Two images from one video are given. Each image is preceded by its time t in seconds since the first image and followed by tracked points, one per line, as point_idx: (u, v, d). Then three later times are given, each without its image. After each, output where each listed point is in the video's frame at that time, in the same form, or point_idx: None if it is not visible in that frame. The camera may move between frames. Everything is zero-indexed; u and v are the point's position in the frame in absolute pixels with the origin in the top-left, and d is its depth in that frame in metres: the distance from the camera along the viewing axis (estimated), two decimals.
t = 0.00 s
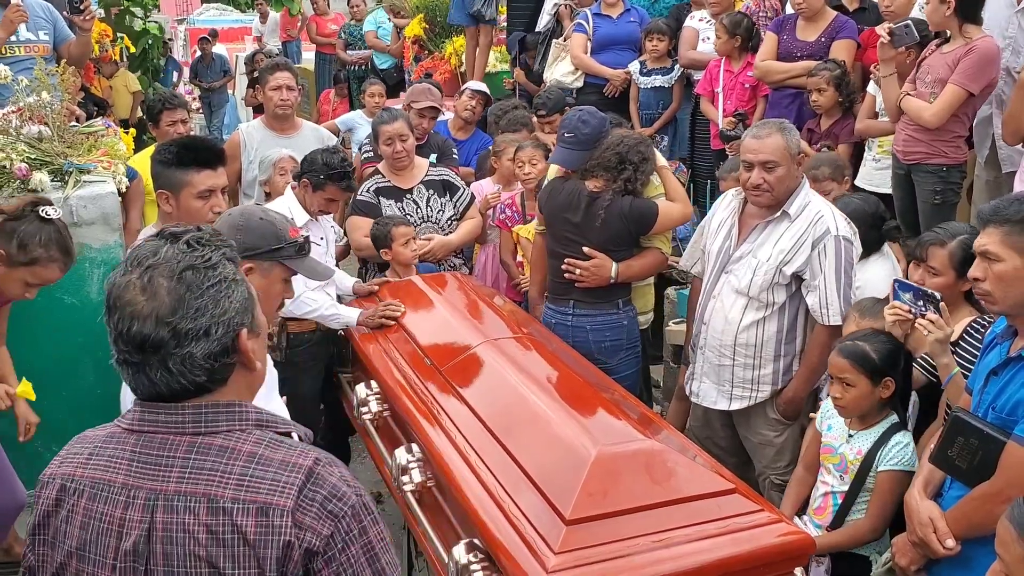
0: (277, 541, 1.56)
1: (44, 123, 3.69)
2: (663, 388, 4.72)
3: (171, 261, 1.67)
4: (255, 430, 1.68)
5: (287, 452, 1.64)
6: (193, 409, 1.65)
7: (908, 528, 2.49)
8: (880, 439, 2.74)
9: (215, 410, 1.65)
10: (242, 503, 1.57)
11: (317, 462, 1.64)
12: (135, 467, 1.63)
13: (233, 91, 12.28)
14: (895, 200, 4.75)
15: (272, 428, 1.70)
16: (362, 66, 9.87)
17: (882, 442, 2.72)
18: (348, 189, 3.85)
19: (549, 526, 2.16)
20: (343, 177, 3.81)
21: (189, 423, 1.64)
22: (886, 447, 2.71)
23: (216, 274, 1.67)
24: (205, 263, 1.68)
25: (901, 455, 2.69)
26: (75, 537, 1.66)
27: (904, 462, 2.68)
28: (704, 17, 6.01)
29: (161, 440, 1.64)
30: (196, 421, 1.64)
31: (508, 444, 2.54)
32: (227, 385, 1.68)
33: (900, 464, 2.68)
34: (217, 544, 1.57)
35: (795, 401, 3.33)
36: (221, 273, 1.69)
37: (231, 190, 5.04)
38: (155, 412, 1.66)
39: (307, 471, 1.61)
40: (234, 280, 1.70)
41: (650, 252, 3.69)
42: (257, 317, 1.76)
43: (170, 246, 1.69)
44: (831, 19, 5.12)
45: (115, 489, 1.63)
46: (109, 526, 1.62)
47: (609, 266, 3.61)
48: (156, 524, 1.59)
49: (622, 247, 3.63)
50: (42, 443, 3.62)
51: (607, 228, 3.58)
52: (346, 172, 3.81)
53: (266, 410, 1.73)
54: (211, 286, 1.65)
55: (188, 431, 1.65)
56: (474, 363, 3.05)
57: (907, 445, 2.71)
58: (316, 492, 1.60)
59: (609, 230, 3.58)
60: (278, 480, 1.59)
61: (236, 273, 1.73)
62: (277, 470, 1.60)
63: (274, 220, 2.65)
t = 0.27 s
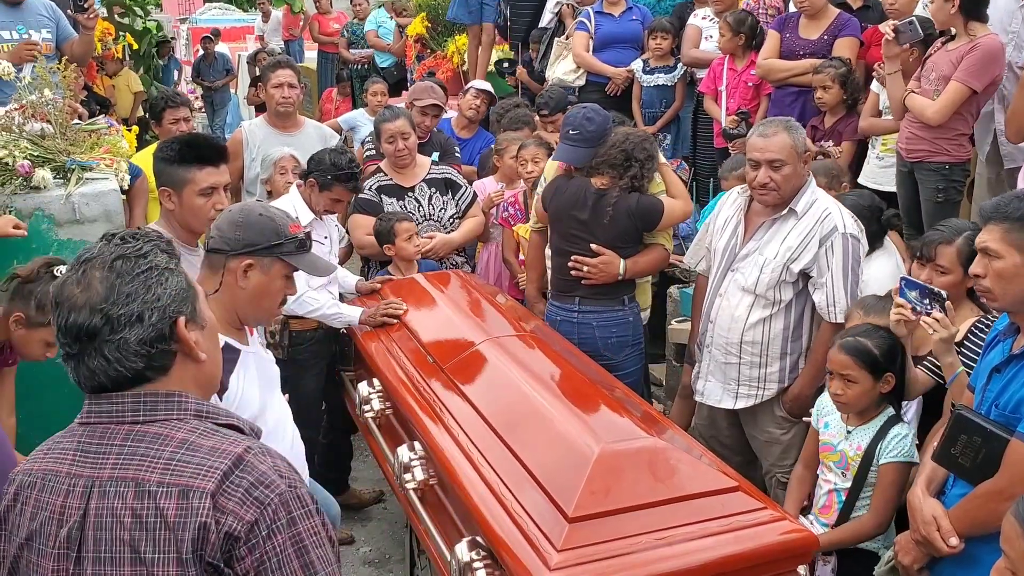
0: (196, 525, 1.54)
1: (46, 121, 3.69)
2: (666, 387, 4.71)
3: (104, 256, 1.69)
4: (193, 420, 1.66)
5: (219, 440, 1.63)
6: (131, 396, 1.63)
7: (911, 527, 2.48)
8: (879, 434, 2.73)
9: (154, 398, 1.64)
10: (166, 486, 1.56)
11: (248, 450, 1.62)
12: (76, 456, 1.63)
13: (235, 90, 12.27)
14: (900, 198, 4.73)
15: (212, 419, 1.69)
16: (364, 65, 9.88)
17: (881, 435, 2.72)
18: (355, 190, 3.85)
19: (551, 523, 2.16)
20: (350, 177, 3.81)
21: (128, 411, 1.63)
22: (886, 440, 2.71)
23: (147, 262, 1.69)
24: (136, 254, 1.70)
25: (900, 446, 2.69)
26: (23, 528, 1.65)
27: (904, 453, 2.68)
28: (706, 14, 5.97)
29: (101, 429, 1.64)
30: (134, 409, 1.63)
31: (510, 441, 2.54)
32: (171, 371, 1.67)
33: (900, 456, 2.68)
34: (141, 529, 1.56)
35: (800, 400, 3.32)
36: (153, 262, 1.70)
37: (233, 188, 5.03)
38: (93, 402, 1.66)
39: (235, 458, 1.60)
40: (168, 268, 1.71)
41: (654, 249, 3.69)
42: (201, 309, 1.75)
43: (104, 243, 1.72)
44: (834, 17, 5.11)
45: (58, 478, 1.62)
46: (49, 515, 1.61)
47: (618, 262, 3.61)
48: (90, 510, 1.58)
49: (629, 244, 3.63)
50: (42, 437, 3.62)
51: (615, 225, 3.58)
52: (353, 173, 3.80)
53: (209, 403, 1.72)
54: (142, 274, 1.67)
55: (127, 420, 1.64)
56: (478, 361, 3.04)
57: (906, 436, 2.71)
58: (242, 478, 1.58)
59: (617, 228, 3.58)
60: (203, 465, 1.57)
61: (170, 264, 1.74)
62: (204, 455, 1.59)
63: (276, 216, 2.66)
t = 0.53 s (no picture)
0: (206, 543, 1.51)
1: (50, 124, 3.70)
2: (669, 388, 4.71)
3: (113, 259, 1.69)
4: (202, 432, 1.64)
5: (229, 454, 1.59)
6: (139, 406, 1.61)
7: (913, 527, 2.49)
8: (883, 437, 2.74)
9: (161, 410, 1.62)
10: (176, 503, 1.53)
11: (258, 464, 1.59)
12: (83, 467, 1.61)
13: (238, 91, 12.30)
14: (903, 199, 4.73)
15: (221, 431, 1.66)
16: (367, 66, 9.90)
17: (885, 439, 2.73)
18: (357, 191, 3.87)
19: (555, 524, 2.17)
20: (352, 179, 3.82)
21: (135, 423, 1.61)
22: (890, 443, 2.72)
23: (156, 267, 1.69)
24: (146, 258, 1.70)
25: (906, 450, 2.69)
26: (27, 539, 1.64)
27: (910, 457, 2.68)
28: (709, 16, 5.97)
29: (108, 440, 1.62)
30: (142, 420, 1.61)
31: (514, 442, 2.54)
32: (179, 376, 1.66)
33: (905, 459, 2.68)
34: (150, 546, 1.53)
35: (809, 402, 3.32)
36: (162, 267, 1.69)
37: (237, 189, 5.05)
38: (102, 411, 1.63)
39: (246, 474, 1.56)
40: (178, 274, 1.71)
41: (656, 250, 3.71)
42: (209, 315, 1.74)
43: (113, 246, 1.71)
44: (835, 18, 5.13)
45: (64, 489, 1.61)
46: (56, 527, 1.60)
47: (622, 263, 3.62)
48: (97, 524, 1.56)
49: (633, 245, 3.64)
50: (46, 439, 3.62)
51: (621, 226, 3.59)
52: (356, 175, 3.82)
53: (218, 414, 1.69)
54: (151, 279, 1.66)
55: (134, 431, 1.61)
56: (481, 362, 3.06)
57: (910, 438, 2.71)
58: (253, 495, 1.54)
59: (622, 229, 3.59)
60: (213, 482, 1.54)
61: (181, 268, 1.73)
62: (214, 471, 1.56)
63: (278, 218, 2.66)
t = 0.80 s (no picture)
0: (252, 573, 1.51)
1: (55, 126, 3.71)
2: (673, 389, 4.71)
3: (152, 268, 1.66)
4: (240, 452, 1.64)
5: (271, 479, 1.60)
6: (176, 422, 1.61)
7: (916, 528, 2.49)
8: (892, 444, 2.73)
9: (201, 428, 1.62)
10: (218, 531, 1.53)
11: (303, 492, 1.59)
12: (114, 481, 1.61)
13: (241, 92, 12.33)
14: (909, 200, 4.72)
15: (259, 451, 1.67)
16: (370, 67, 9.92)
17: (895, 446, 2.72)
18: (359, 193, 3.88)
19: (558, 525, 2.17)
20: (354, 179, 3.82)
21: (172, 439, 1.61)
22: (899, 449, 2.71)
23: (192, 284, 1.64)
24: (183, 272, 1.65)
25: (914, 454, 2.69)
26: (54, 550, 1.66)
27: (918, 462, 2.69)
28: (711, 17, 5.98)
29: (143, 456, 1.62)
30: (179, 438, 1.61)
31: (518, 444, 2.55)
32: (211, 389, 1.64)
33: (913, 465, 2.69)
34: (191, 570, 1.53)
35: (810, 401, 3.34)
36: (199, 284, 1.65)
37: (241, 191, 5.06)
38: (138, 425, 1.63)
39: (292, 502, 1.57)
40: (216, 292, 1.66)
41: (658, 251, 3.70)
42: (247, 331, 1.71)
43: (156, 252, 1.68)
44: (839, 19, 5.13)
45: (94, 502, 1.61)
46: (87, 541, 1.60)
47: (622, 265, 3.63)
48: (131, 542, 1.56)
49: (634, 246, 3.64)
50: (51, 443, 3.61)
51: (621, 227, 3.59)
52: (358, 176, 3.83)
53: (255, 432, 1.69)
54: (185, 297, 1.63)
55: (171, 448, 1.61)
56: (484, 363, 3.06)
57: (921, 445, 2.71)
58: (300, 525, 1.56)
59: (623, 230, 3.59)
60: (257, 510, 1.55)
61: (221, 285, 1.68)
62: (258, 498, 1.56)
63: (282, 221, 2.66)
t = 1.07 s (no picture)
0: None
1: (58, 127, 3.71)
2: (675, 389, 4.71)
3: (195, 286, 1.63)
4: (267, 463, 1.64)
5: (300, 493, 1.59)
6: (202, 437, 1.62)
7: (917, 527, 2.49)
8: (894, 443, 2.73)
9: (227, 439, 1.62)
10: (248, 549, 1.53)
11: (332, 507, 1.59)
12: (137, 492, 1.61)
13: (244, 94, 12.36)
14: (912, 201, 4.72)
15: (286, 462, 1.66)
16: (371, 68, 9.95)
17: (896, 446, 2.72)
18: (360, 193, 3.87)
19: (559, 525, 2.18)
20: (355, 179, 3.83)
21: (198, 453, 1.62)
22: (902, 449, 2.71)
23: (235, 313, 1.62)
24: (227, 298, 1.63)
25: (916, 455, 2.69)
26: (74, 558, 1.66)
27: (920, 463, 2.68)
28: (714, 18, 5.95)
29: (167, 467, 1.62)
30: (206, 451, 1.61)
31: (519, 444, 2.55)
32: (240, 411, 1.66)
33: (914, 466, 2.68)
34: None
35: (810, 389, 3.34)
36: (241, 313, 1.63)
37: (243, 192, 5.07)
38: (162, 437, 1.63)
39: (321, 518, 1.57)
40: (258, 321, 1.65)
41: (658, 253, 3.70)
42: (279, 354, 1.71)
43: (201, 268, 1.65)
44: (841, 20, 5.12)
45: (116, 513, 1.61)
46: (109, 552, 1.61)
47: (620, 266, 3.63)
48: (157, 556, 1.57)
49: (633, 247, 3.63)
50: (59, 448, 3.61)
51: (619, 228, 3.58)
52: (358, 176, 3.81)
53: (281, 442, 1.69)
54: (225, 325, 1.61)
55: (197, 460, 1.62)
56: (485, 363, 3.07)
57: (923, 445, 2.71)
58: (331, 541, 1.56)
59: (620, 231, 3.58)
60: (287, 528, 1.54)
61: (263, 314, 1.67)
62: (288, 514, 1.56)
63: (283, 220, 2.68)
